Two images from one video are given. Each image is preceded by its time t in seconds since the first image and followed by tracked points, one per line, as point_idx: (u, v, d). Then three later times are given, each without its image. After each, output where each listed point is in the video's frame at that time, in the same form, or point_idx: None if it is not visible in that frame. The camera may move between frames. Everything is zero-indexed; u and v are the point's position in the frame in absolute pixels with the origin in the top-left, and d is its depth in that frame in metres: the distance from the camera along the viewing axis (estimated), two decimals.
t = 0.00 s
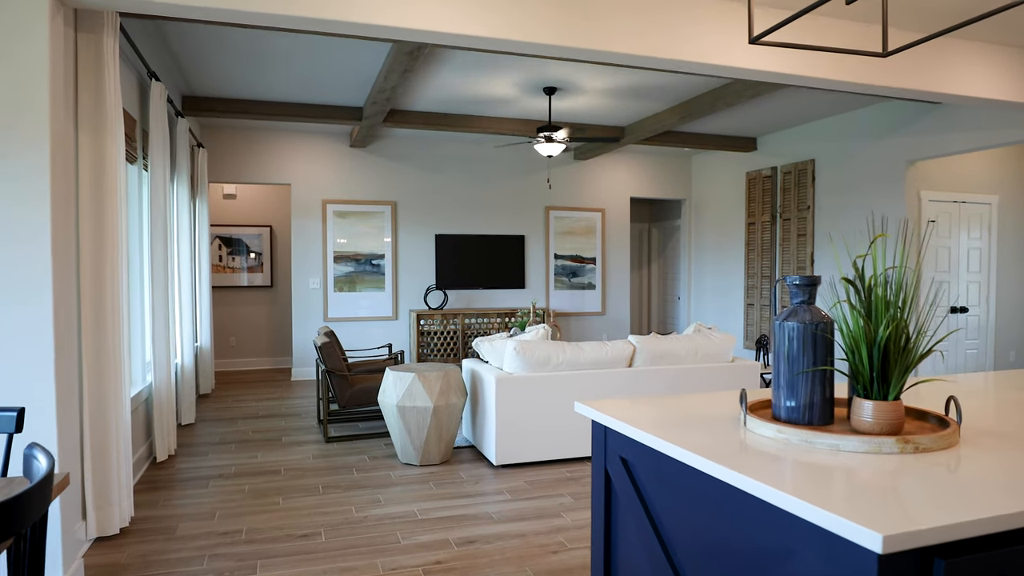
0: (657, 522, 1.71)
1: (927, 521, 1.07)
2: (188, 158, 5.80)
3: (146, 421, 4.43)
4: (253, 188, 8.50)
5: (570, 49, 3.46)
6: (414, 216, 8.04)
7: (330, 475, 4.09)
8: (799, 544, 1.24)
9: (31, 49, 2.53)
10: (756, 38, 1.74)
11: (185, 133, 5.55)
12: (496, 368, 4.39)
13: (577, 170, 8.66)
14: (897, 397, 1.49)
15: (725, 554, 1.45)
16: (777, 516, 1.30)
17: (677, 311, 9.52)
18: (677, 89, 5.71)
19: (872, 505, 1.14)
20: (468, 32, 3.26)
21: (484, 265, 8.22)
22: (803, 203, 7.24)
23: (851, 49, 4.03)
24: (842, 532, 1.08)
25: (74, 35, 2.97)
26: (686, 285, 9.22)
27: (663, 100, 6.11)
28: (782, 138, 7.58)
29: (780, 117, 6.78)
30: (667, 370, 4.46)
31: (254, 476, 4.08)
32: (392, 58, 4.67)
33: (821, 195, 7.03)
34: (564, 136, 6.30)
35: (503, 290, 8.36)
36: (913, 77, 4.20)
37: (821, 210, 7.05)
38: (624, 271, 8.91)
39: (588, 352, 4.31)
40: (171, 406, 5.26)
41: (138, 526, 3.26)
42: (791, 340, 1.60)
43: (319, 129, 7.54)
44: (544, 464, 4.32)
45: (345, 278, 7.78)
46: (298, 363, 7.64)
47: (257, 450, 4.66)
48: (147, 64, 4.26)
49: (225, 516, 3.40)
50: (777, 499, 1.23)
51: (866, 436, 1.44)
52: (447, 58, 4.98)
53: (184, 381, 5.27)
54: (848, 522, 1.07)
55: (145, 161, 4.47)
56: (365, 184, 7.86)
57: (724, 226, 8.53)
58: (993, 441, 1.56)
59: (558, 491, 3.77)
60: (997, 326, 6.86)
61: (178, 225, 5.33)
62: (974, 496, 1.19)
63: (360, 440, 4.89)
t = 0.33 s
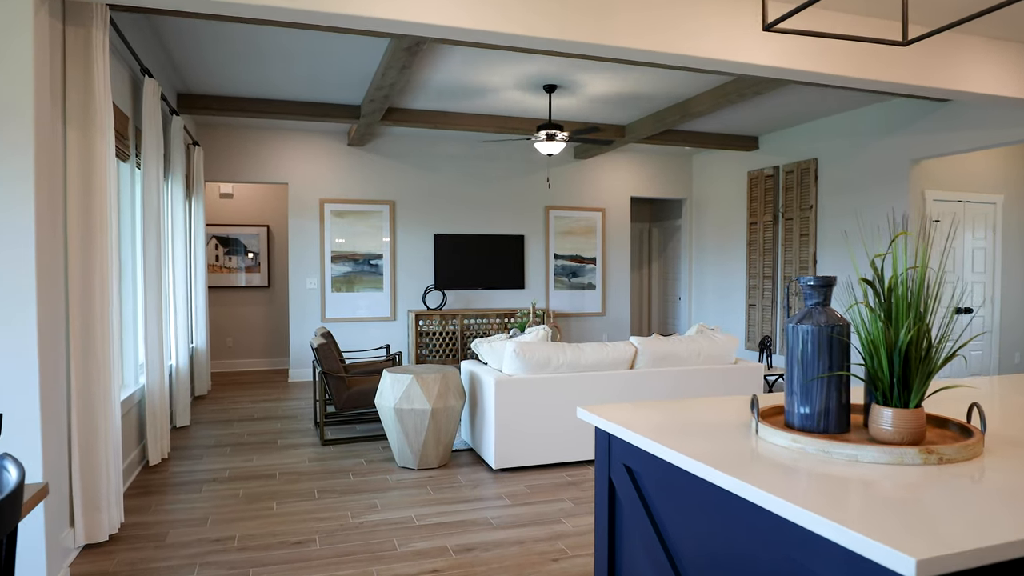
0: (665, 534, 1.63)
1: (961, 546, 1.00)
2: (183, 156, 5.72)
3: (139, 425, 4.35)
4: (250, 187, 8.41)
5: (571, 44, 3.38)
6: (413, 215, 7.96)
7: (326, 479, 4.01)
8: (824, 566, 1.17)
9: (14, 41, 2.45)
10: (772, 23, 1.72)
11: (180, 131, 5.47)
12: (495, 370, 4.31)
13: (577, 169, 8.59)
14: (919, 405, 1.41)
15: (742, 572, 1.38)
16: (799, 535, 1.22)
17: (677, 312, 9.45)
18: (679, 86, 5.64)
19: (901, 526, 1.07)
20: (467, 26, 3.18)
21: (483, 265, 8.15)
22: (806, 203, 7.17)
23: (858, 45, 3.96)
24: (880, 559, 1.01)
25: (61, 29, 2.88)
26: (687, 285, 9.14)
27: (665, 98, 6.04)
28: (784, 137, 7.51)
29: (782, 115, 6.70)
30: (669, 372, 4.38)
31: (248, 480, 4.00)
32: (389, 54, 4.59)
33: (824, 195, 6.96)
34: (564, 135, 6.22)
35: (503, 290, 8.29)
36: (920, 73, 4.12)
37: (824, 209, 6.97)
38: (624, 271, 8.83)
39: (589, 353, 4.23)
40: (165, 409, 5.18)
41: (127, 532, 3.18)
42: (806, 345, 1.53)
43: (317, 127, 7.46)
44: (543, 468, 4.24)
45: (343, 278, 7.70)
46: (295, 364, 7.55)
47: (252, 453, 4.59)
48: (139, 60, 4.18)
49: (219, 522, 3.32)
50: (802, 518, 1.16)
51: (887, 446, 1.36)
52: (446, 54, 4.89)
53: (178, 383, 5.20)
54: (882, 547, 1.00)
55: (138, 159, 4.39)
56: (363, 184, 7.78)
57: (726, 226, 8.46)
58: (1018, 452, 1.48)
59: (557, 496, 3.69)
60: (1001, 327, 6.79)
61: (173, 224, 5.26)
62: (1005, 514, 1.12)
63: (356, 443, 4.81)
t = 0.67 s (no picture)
0: (672, 549, 1.55)
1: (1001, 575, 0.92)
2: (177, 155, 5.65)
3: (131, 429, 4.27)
4: (246, 186, 8.33)
5: (572, 38, 3.30)
6: (411, 215, 7.89)
7: (322, 483, 3.93)
8: None
9: None
10: (785, 12, 1.64)
11: (174, 129, 5.38)
12: (494, 372, 4.24)
13: (577, 168, 8.51)
14: (942, 414, 1.34)
15: None
16: (818, 556, 1.15)
17: (678, 312, 9.37)
18: (680, 84, 5.56)
19: (932, 551, 0.99)
20: (465, 19, 3.10)
21: (482, 265, 8.07)
22: (808, 202, 7.09)
23: (864, 40, 3.88)
24: None
25: (46, 21, 2.80)
26: (688, 285, 9.07)
27: (666, 96, 5.96)
28: (786, 135, 7.43)
29: (784, 113, 6.62)
30: (671, 374, 4.31)
31: (242, 485, 3.92)
32: (386, 51, 4.50)
33: (826, 194, 6.88)
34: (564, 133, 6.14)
35: (502, 290, 8.21)
36: (926, 70, 4.05)
37: (826, 208, 6.90)
38: (624, 271, 8.76)
39: (589, 355, 4.16)
40: (159, 411, 5.09)
41: (117, 540, 3.10)
42: (820, 351, 1.45)
43: (314, 126, 7.38)
44: (543, 472, 4.16)
45: (341, 278, 7.62)
46: (291, 366, 7.47)
47: (247, 457, 4.51)
48: (131, 56, 4.10)
49: (210, 528, 3.24)
50: (822, 540, 1.08)
51: (910, 459, 1.29)
52: (444, 51, 4.81)
53: (173, 385, 5.11)
54: None
55: (130, 157, 4.32)
56: (361, 183, 7.69)
57: (727, 225, 8.38)
58: None
59: (558, 501, 3.61)
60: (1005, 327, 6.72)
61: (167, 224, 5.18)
62: None
63: (353, 447, 4.73)
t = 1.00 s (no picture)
0: (682, 566, 1.48)
1: None
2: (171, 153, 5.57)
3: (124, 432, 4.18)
4: (243, 186, 8.25)
5: (573, 32, 3.22)
6: (409, 214, 7.81)
7: (317, 488, 3.85)
8: None
9: None
10: None
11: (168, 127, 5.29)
12: (493, 374, 4.17)
13: (576, 167, 8.44)
14: (966, 423, 1.27)
15: None
16: None
17: (678, 312, 9.30)
18: (681, 81, 5.49)
19: None
20: (463, 13, 3.02)
21: (481, 265, 8.00)
22: (810, 201, 7.03)
23: (869, 36, 3.81)
24: None
25: (31, 14, 2.73)
26: (688, 285, 9.00)
27: (666, 93, 5.89)
28: (788, 134, 7.36)
29: (785, 111, 6.55)
30: (673, 376, 4.24)
31: (236, 489, 3.84)
32: (383, 47, 4.42)
33: (828, 192, 6.82)
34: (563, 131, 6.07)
35: (501, 290, 8.14)
36: (932, 67, 3.98)
37: (829, 207, 6.83)
38: (624, 271, 8.68)
39: (590, 356, 4.09)
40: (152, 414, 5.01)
41: (106, 547, 3.03)
42: (836, 356, 1.38)
43: (310, 124, 7.30)
44: (543, 476, 4.09)
45: (338, 278, 7.54)
46: (287, 367, 7.39)
47: (242, 460, 4.43)
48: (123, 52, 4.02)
49: (203, 535, 3.17)
50: (848, 563, 1.00)
51: (933, 472, 1.22)
52: (442, 48, 4.73)
53: (167, 387, 5.04)
54: None
55: (123, 155, 4.24)
56: (358, 182, 7.61)
57: (727, 225, 8.32)
58: None
59: (558, 506, 3.53)
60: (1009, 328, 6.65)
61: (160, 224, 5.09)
62: None
63: (349, 450, 4.65)
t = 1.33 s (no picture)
0: None
1: None
2: (166, 151, 5.50)
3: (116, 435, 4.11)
4: (239, 185, 8.18)
5: (573, 26, 3.15)
6: (408, 214, 7.74)
7: (313, 492, 3.78)
8: None
9: None
10: None
11: (163, 125, 5.22)
12: (492, 375, 4.10)
13: (576, 166, 8.38)
14: (990, 433, 1.20)
15: None
16: None
17: (678, 312, 9.24)
18: (682, 79, 5.42)
19: None
20: (462, 7, 2.95)
21: (480, 265, 7.94)
22: (812, 200, 6.97)
23: (874, 32, 3.75)
24: None
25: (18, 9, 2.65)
26: (688, 284, 8.94)
27: (668, 91, 5.82)
28: (789, 133, 7.30)
29: (787, 110, 6.49)
30: (675, 378, 4.17)
31: (230, 494, 3.77)
32: (380, 44, 4.35)
33: (830, 191, 6.76)
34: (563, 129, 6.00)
35: (500, 290, 8.08)
36: (937, 63, 3.91)
37: (831, 206, 6.77)
38: (624, 271, 8.62)
39: (591, 358, 4.03)
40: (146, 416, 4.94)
41: (96, 553, 2.96)
42: (852, 359, 1.31)
43: (307, 123, 7.23)
44: (543, 479, 4.02)
45: (336, 278, 7.47)
46: (284, 368, 7.32)
47: (237, 463, 4.36)
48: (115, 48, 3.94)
49: (195, 541, 3.10)
50: None
51: (959, 484, 1.15)
52: (441, 44, 4.66)
53: (161, 389, 4.97)
54: None
55: (115, 153, 4.16)
56: (356, 182, 7.54)
57: (728, 224, 8.25)
58: None
59: (559, 510, 3.47)
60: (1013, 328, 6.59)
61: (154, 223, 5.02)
62: None
63: (346, 452, 4.58)
